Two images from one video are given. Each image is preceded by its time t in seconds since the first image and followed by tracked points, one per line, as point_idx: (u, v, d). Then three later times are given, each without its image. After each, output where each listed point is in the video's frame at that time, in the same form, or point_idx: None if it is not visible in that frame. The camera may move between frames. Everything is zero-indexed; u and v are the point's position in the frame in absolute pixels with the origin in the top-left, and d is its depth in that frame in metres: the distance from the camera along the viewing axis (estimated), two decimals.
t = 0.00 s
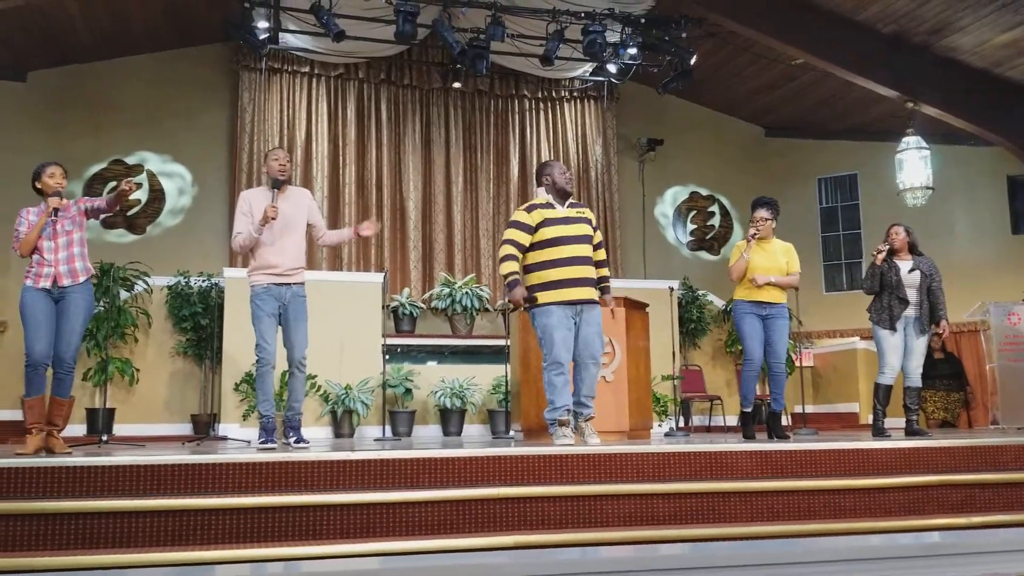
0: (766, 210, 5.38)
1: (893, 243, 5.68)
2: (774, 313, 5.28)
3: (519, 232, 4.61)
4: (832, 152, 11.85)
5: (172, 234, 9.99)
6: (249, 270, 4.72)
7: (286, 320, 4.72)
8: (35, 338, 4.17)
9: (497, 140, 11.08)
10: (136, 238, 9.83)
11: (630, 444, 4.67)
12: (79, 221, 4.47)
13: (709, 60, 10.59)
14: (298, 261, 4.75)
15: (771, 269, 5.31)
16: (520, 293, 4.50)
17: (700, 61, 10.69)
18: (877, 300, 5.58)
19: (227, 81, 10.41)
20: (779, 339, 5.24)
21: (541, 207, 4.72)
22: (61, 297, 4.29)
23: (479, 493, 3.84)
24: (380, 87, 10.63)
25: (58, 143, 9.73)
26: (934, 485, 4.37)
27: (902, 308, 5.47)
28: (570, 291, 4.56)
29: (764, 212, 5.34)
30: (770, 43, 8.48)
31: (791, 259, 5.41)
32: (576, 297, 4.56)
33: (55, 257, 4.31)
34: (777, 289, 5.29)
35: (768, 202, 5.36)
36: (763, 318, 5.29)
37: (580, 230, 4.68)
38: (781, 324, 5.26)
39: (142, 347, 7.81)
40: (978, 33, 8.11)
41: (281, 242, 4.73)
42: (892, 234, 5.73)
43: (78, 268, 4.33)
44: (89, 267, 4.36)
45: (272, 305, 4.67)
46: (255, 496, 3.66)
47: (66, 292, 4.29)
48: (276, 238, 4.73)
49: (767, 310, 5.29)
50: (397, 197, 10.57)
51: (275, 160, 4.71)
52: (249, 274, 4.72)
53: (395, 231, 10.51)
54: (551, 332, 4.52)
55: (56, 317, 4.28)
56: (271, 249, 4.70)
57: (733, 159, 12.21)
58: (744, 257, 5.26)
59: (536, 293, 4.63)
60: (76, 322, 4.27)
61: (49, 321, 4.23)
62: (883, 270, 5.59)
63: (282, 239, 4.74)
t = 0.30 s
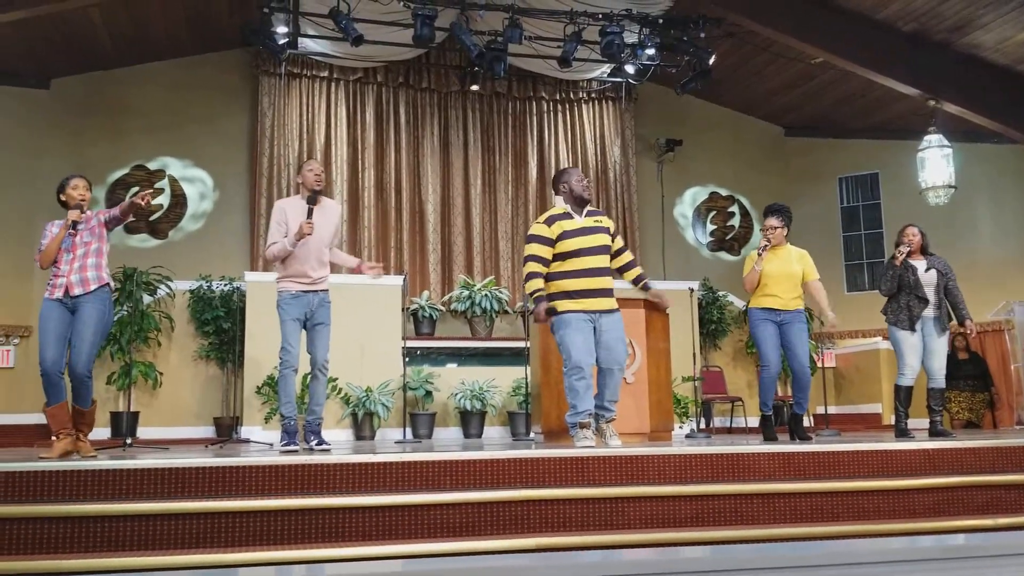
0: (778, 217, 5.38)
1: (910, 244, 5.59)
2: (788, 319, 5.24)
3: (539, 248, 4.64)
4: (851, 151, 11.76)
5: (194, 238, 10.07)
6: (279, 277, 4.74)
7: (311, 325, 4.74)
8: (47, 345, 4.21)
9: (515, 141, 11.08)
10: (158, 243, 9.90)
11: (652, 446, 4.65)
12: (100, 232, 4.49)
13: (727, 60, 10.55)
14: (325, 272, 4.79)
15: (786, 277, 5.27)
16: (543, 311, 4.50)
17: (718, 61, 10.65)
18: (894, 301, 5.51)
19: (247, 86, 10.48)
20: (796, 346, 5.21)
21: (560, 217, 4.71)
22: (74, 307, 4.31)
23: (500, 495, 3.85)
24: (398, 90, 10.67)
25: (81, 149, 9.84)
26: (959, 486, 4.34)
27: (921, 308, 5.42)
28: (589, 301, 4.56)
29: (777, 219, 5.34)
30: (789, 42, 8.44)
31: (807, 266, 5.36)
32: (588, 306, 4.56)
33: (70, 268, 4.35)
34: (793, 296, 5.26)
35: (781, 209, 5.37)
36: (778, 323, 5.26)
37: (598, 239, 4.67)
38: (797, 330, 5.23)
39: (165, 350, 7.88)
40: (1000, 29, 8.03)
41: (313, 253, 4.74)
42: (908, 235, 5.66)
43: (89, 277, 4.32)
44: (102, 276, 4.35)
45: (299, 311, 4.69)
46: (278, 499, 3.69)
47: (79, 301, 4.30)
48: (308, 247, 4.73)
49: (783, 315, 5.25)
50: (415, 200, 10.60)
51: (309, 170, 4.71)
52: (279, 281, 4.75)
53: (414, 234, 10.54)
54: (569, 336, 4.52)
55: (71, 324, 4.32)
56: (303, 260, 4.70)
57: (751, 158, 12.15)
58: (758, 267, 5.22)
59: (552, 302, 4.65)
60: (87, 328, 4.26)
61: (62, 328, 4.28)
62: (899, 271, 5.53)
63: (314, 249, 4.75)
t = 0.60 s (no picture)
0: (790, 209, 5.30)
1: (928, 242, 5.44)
2: (810, 312, 5.20)
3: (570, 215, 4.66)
4: (873, 148, 11.66)
5: (218, 240, 10.14)
6: (308, 277, 4.79)
7: (338, 326, 4.76)
8: (77, 346, 4.26)
9: (537, 141, 11.08)
10: (183, 244, 9.99)
11: (672, 446, 4.65)
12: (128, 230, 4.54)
13: (749, 58, 10.49)
14: (354, 270, 4.81)
15: (806, 270, 5.22)
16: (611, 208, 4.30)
17: (740, 59, 10.58)
18: (913, 299, 5.44)
19: (270, 89, 10.55)
20: (813, 338, 5.18)
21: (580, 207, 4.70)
22: (101, 303, 4.35)
23: (523, 495, 3.85)
24: (419, 92, 10.70)
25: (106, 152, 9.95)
26: (988, 487, 4.29)
27: (941, 307, 5.36)
28: (614, 291, 4.54)
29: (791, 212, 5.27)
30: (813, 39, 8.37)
31: (826, 252, 5.32)
32: (616, 298, 4.53)
33: (99, 262, 4.37)
34: (813, 289, 5.22)
35: (792, 201, 5.27)
36: (798, 319, 5.22)
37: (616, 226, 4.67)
38: (816, 325, 5.19)
39: (190, 351, 7.95)
40: None
41: (342, 251, 4.80)
42: (925, 231, 5.46)
43: (119, 275, 4.38)
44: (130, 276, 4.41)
45: (327, 312, 4.71)
46: (304, 499, 3.72)
47: (106, 299, 4.35)
48: (337, 248, 4.79)
49: (802, 309, 5.21)
50: (437, 201, 10.63)
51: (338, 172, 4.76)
52: (308, 281, 4.80)
53: (435, 235, 10.57)
54: (592, 335, 4.51)
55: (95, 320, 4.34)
56: (332, 257, 4.77)
57: (772, 156, 12.08)
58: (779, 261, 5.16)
59: (572, 296, 4.65)
60: (113, 324, 4.30)
61: (88, 325, 4.30)
62: (920, 268, 5.44)
63: (343, 250, 4.80)
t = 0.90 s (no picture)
0: (817, 220, 5.30)
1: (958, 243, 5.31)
2: (837, 319, 5.20)
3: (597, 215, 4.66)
4: (904, 145, 11.49)
5: (245, 241, 10.24)
6: (335, 282, 4.82)
7: (365, 326, 4.79)
8: (107, 349, 4.32)
9: (561, 140, 11.06)
10: (211, 245, 10.10)
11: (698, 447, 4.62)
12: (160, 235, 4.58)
13: (776, 54, 10.38)
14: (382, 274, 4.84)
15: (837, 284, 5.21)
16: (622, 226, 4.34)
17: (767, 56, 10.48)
18: (945, 300, 5.32)
19: (296, 90, 10.63)
20: (840, 343, 5.15)
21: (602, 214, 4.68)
22: (132, 307, 4.40)
23: (548, 495, 3.85)
24: (443, 92, 10.72)
25: (137, 155, 10.09)
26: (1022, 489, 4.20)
27: (975, 308, 5.28)
28: (640, 295, 4.52)
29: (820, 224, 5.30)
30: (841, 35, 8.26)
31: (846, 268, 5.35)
32: (643, 303, 4.51)
33: (130, 266, 4.43)
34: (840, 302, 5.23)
35: (819, 211, 5.29)
36: (826, 324, 5.19)
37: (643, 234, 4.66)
38: (843, 330, 5.18)
39: (218, 350, 8.02)
40: None
41: (370, 255, 4.82)
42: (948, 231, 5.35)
43: (149, 280, 4.43)
44: (160, 280, 4.46)
45: (353, 313, 4.75)
46: (331, 498, 3.74)
47: (137, 302, 4.40)
48: (365, 251, 4.81)
49: (829, 316, 5.19)
50: (461, 201, 10.64)
51: (366, 175, 4.79)
52: (335, 285, 4.83)
53: (460, 234, 10.58)
54: (617, 336, 4.48)
55: (126, 325, 4.39)
56: (360, 262, 4.78)
57: (801, 154, 11.96)
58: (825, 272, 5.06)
59: (597, 300, 4.63)
60: (141, 331, 4.34)
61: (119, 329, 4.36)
62: (954, 269, 5.33)
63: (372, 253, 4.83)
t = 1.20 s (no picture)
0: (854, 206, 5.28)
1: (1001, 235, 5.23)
2: (873, 310, 5.14)
3: (622, 228, 4.61)
4: (940, 139, 11.32)
5: (280, 238, 10.33)
6: (370, 276, 4.86)
7: (399, 321, 4.82)
8: (150, 338, 4.37)
9: (593, 136, 11.03)
10: (246, 242, 10.21)
11: (733, 443, 4.57)
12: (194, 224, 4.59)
13: (810, 48, 10.27)
14: (414, 269, 4.84)
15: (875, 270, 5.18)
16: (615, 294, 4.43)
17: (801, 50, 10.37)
18: (990, 294, 5.21)
19: (330, 88, 10.70)
20: (876, 336, 5.10)
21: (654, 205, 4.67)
22: (173, 297, 4.46)
23: (581, 491, 3.84)
24: (475, 88, 10.74)
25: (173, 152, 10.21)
26: None
27: (1019, 303, 5.22)
28: (677, 289, 4.50)
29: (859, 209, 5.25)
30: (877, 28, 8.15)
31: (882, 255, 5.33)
32: (679, 296, 4.50)
33: (165, 258, 4.48)
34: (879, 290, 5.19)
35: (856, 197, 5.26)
36: (863, 315, 5.13)
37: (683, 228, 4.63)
38: (880, 323, 5.12)
39: (254, 345, 8.10)
40: None
41: (403, 250, 4.85)
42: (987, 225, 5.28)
43: (185, 270, 4.46)
44: (195, 269, 4.47)
45: (388, 309, 4.78)
46: (365, 492, 3.77)
47: (176, 293, 4.45)
48: (398, 247, 4.84)
49: (866, 307, 5.14)
50: (493, 197, 10.66)
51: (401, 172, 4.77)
52: (370, 279, 4.87)
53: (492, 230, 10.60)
54: (651, 329, 4.48)
55: (169, 314, 4.46)
56: (393, 257, 4.82)
57: (834, 148, 11.83)
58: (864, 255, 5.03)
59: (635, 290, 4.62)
60: (184, 319, 4.40)
61: (162, 318, 4.43)
62: (1000, 263, 5.25)
63: (405, 249, 4.85)
